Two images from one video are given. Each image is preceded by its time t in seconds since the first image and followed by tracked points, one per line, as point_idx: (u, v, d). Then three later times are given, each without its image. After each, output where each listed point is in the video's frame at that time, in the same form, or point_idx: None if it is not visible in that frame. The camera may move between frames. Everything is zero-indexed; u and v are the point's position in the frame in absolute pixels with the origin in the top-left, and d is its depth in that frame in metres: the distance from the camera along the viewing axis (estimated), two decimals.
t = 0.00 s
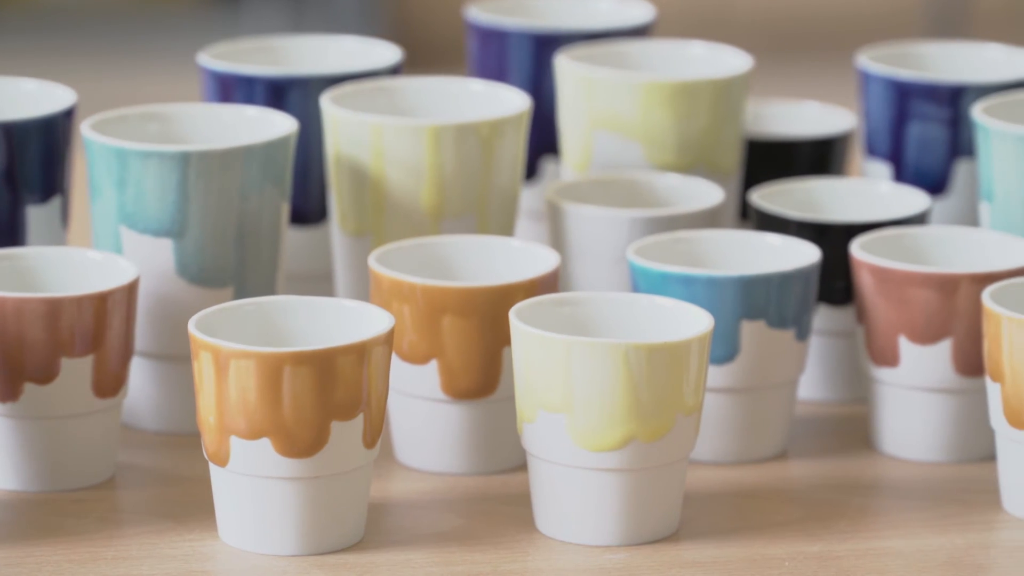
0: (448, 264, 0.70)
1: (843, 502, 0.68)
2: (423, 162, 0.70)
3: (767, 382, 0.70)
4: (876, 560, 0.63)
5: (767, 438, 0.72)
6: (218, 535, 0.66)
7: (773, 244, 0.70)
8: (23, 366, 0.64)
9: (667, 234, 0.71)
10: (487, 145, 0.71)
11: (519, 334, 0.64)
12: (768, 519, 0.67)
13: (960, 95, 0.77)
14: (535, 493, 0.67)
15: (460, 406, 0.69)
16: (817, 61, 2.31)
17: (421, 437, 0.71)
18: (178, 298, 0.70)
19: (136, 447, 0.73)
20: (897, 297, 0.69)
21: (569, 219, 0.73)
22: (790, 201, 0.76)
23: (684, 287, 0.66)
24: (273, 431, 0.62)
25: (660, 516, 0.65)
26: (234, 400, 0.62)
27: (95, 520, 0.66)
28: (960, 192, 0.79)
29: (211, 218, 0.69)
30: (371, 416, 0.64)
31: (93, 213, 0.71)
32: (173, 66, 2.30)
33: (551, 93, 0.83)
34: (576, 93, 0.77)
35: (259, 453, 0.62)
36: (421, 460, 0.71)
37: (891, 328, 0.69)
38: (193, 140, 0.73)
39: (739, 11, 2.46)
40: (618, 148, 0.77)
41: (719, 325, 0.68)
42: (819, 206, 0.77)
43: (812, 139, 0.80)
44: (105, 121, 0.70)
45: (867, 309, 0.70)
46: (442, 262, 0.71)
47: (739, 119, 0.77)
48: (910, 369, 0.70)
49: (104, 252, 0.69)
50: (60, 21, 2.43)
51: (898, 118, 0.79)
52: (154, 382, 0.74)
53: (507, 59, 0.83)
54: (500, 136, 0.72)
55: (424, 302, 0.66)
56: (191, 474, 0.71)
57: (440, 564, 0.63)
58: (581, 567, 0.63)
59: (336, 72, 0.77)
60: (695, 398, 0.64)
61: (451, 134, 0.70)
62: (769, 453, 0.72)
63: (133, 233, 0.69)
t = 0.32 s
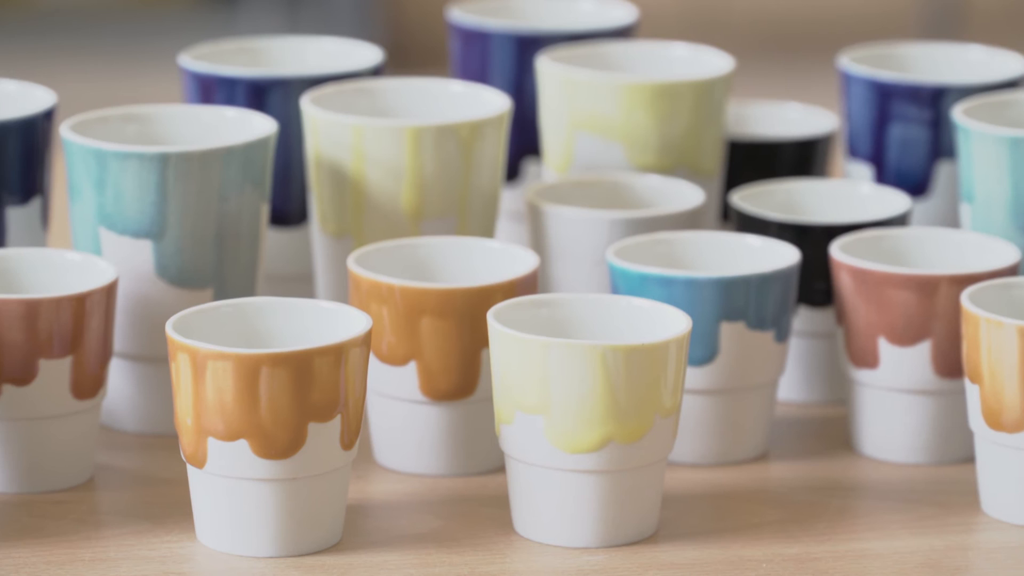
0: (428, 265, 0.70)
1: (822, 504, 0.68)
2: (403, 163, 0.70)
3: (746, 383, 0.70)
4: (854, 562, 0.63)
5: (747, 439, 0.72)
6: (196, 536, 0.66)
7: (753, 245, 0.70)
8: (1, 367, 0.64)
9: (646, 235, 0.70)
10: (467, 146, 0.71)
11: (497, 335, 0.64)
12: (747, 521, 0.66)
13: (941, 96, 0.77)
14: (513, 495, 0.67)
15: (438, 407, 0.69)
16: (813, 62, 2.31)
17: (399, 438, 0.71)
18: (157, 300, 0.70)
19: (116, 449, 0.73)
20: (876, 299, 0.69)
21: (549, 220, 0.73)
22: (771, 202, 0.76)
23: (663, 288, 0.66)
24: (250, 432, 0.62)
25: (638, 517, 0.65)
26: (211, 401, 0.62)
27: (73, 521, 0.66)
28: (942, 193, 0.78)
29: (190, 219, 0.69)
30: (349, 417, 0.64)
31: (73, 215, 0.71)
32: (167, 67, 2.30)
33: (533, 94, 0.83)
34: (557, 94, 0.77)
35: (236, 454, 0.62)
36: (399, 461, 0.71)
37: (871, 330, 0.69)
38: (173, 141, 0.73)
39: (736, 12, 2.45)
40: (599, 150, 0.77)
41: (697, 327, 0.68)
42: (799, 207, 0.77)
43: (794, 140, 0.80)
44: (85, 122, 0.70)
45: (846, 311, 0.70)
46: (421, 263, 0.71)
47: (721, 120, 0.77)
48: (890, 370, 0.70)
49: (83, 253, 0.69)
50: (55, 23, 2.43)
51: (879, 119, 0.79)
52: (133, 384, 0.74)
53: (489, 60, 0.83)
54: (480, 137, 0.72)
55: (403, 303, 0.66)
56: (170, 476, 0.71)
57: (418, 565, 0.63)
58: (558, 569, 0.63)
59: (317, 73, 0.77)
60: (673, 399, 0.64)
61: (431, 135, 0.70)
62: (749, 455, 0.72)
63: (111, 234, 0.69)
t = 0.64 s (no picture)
0: (406, 268, 0.70)
1: (800, 507, 0.68)
2: (382, 167, 0.70)
3: (725, 386, 0.70)
4: (831, 565, 0.63)
5: (726, 442, 0.72)
6: (173, 539, 0.66)
7: (731, 248, 0.70)
8: None
9: (626, 238, 0.70)
10: (446, 149, 0.71)
11: (473, 339, 0.64)
12: (724, 525, 0.66)
13: (922, 99, 0.77)
14: (490, 498, 0.67)
15: (416, 411, 0.69)
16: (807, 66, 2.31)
17: (377, 442, 0.71)
18: (135, 302, 0.70)
19: (94, 452, 0.73)
20: (854, 302, 0.69)
21: (529, 223, 0.73)
22: (751, 206, 0.76)
23: (641, 292, 0.66)
24: (226, 435, 0.62)
25: (615, 521, 0.65)
26: (187, 404, 0.62)
27: (50, 524, 0.66)
28: (922, 196, 0.78)
29: (169, 222, 0.69)
30: (326, 420, 0.64)
31: (52, 218, 0.71)
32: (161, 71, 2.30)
33: (514, 97, 0.83)
34: (538, 98, 0.77)
35: (213, 458, 0.62)
36: (377, 464, 0.71)
37: (850, 333, 0.69)
38: (152, 144, 0.73)
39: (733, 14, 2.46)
40: (580, 153, 0.76)
41: (676, 330, 0.68)
42: (779, 210, 0.77)
43: (776, 144, 0.80)
44: (64, 125, 0.70)
45: (825, 314, 0.70)
46: (400, 266, 0.71)
47: (701, 123, 0.77)
48: (869, 374, 0.70)
49: (62, 257, 0.69)
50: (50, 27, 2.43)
51: (860, 122, 0.79)
52: (112, 387, 0.74)
53: (470, 63, 0.83)
54: (459, 140, 0.72)
55: (381, 307, 0.66)
56: (148, 479, 0.71)
57: (395, 568, 0.63)
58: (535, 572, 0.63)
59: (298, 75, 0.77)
60: (650, 402, 0.64)
61: (410, 138, 0.70)
62: (727, 458, 0.72)
63: (90, 237, 0.69)
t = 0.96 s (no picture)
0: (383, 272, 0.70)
1: (777, 510, 0.68)
2: (360, 170, 0.70)
3: (702, 389, 0.70)
4: (806, 568, 0.63)
5: (703, 445, 0.72)
6: (149, 543, 0.65)
7: (709, 251, 0.70)
8: None
9: (604, 242, 0.70)
10: (424, 152, 0.71)
11: (449, 342, 0.64)
12: (701, 528, 0.66)
13: (901, 102, 0.77)
14: (466, 501, 0.67)
15: (393, 414, 0.69)
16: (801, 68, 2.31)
17: (354, 444, 0.71)
18: (112, 305, 0.70)
19: (72, 455, 0.73)
20: (831, 305, 0.69)
21: (507, 226, 0.73)
22: (730, 209, 0.76)
23: (618, 295, 0.66)
24: (201, 438, 0.62)
25: (591, 524, 0.65)
26: (163, 407, 0.62)
27: (27, 527, 0.66)
28: (902, 199, 0.78)
29: (146, 225, 0.69)
30: (301, 424, 0.64)
31: (30, 221, 0.71)
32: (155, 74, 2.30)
33: (495, 100, 0.83)
34: (517, 100, 0.77)
35: (188, 461, 0.62)
36: (354, 467, 0.71)
37: (828, 336, 0.69)
38: (130, 147, 0.73)
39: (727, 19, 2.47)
40: (559, 156, 0.76)
41: (653, 333, 0.68)
42: (757, 213, 0.77)
43: (756, 147, 0.80)
44: (41, 128, 0.70)
45: (803, 317, 0.70)
46: (378, 270, 0.71)
47: (681, 126, 0.77)
48: (847, 377, 0.70)
49: (39, 260, 0.69)
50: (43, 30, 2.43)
51: (840, 125, 0.79)
52: (91, 389, 0.74)
53: (451, 66, 0.84)
54: (437, 143, 0.72)
55: (358, 310, 0.66)
56: (125, 482, 0.71)
57: (370, 572, 0.63)
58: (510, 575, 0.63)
59: (277, 78, 0.77)
60: (626, 406, 0.64)
61: (388, 141, 0.70)
62: (705, 461, 0.72)
63: (67, 241, 0.69)
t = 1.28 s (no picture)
0: (358, 273, 0.70)
1: (751, 512, 0.68)
2: (336, 171, 0.70)
3: (677, 390, 0.70)
4: (779, 569, 0.63)
5: (678, 446, 0.71)
6: (122, 544, 0.65)
7: (685, 252, 0.70)
8: None
9: (579, 242, 0.70)
10: (400, 153, 0.71)
11: (423, 343, 0.64)
12: (676, 528, 0.66)
13: (878, 103, 0.77)
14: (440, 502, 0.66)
15: (368, 415, 0.69)
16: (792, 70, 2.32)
17: (328, 445, 0.71)
18: (87, 306, 0.70)
19: (48, 456, 0.73)
20: (807, 306, 0.69)
21: (482, 227, 0.73)
22: (706, 210, 0.76)
23: (593, 296, 0.66)
24: (174, 439, 0.62)
25: (565, 525, 0.65)
26: (135, 408, 0.62)
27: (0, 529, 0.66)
28: (879, 200, 0.78)
29: (121, 226, 0.69)
30: (274, 425, 0.64)
31: (5, 222, 0.71)
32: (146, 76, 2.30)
33: (473, 101, 0.83)
34: (494, 101, 0.77)
35: (161, 462, 0.62)
36: (329, 468, 0.71)
37: (803, 337, 0.69)
38: (106, 148, 0.73)
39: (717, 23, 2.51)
40: (536, 157, 0.76)
41: (627, 334, 0.67)
42: (733, 214, 0.77)
43: (735, 148, 0.80)
44: (17, 129, 0.70)
45: (778, 317, 0.70)
46: (353, 270, 0.71)
47: (659, 127, 0.77)
48: (821, 378, 0.70)
49: (13, 260, 0.69)
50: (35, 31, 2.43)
51: (817, 126, 0.79)
52: (67, 391, 0.74)
53: (428, 68, 0.84)
54: (413, 144, 0.72)
55: (332, 311, 0.66)
56: (101, 483, 0.71)
57: (343, 572, 0.63)
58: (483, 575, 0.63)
59: (253, 79, 0.77)
60: (600, 407, 0.64)
61: (363, 142, 0.70)
62: (681, 462, 0.72)
63: (42, 242, 0.69)
